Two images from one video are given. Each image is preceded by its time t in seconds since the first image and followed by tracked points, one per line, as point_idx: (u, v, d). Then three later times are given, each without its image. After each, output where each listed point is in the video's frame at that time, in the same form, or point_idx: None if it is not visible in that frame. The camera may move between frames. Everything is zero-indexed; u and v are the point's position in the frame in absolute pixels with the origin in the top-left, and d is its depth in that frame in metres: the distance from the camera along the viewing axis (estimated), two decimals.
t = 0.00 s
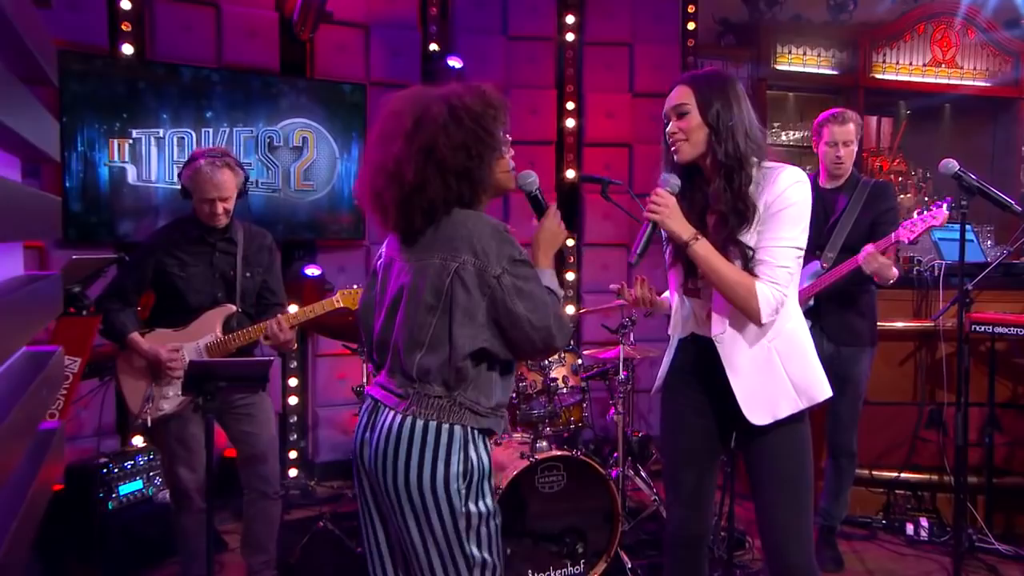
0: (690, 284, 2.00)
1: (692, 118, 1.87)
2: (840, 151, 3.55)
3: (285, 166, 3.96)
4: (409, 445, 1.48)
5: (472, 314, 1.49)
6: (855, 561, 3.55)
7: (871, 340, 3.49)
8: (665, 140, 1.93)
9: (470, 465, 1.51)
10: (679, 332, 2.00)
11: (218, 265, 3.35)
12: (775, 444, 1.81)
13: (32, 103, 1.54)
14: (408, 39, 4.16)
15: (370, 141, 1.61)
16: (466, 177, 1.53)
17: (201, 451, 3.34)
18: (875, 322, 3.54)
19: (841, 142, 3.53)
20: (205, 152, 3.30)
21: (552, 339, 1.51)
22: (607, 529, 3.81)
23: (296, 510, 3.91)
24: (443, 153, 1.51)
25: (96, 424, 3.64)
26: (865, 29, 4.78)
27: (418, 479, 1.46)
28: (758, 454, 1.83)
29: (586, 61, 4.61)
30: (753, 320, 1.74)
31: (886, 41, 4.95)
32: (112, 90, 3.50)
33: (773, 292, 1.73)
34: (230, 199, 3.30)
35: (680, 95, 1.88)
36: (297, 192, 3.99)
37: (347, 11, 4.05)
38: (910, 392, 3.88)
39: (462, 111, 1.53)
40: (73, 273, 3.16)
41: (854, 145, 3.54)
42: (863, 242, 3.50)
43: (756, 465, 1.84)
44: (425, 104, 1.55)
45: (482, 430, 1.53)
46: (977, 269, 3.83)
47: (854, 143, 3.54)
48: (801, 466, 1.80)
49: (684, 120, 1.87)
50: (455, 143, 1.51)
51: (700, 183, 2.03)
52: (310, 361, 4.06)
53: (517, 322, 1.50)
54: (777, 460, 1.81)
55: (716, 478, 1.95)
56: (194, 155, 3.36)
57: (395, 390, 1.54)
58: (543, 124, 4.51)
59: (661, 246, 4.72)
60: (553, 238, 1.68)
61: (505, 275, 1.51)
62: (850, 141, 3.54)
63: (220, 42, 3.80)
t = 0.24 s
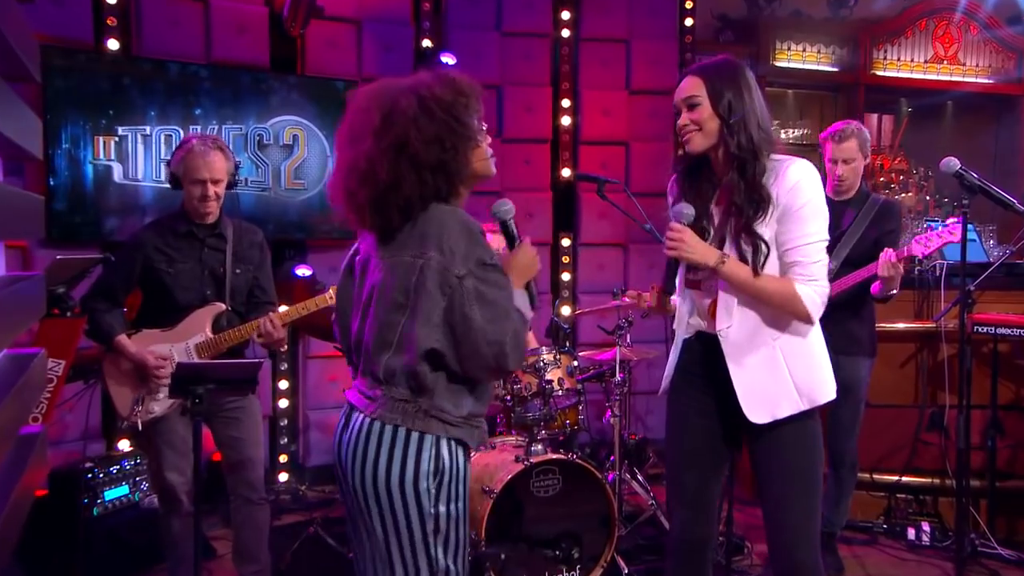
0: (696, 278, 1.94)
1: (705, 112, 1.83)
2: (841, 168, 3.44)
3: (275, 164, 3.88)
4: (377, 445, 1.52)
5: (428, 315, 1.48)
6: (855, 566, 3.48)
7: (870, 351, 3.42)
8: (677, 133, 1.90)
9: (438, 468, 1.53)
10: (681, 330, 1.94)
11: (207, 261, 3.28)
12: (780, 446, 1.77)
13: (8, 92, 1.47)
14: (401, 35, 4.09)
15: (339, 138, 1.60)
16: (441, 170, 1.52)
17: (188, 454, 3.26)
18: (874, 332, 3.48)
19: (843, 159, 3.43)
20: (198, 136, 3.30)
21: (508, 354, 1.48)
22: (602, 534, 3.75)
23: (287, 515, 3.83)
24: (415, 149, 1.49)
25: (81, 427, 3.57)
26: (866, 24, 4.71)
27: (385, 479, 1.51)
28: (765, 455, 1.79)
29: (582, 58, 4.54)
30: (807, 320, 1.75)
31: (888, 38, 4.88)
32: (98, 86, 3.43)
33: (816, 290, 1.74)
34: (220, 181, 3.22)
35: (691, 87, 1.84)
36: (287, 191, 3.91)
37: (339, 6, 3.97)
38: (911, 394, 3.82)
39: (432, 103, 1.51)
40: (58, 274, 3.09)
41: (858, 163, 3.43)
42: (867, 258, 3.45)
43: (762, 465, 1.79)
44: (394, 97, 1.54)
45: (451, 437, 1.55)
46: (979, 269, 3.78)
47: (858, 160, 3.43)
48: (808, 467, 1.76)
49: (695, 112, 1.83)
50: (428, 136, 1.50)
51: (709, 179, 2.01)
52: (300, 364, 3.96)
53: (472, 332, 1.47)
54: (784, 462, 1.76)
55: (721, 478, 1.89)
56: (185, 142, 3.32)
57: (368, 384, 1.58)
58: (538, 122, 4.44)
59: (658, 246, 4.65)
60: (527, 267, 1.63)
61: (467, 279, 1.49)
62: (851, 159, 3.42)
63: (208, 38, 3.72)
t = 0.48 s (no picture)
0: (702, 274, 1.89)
1: (719, 104, 1.79)
2: (836, 174, 3.37)
3: (266, 163, 3.81)
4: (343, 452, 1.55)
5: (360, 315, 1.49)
6: (856, 572, 3.41)
7: (872, 356, 3.36)
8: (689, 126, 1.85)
9: (408, 474, 1.52)
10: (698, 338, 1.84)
11: (189, 263, 3.21)
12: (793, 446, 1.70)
13: None
14: (393, 31, 4.01)
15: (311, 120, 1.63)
16: (411, 158, 1.54)
17: (176, 459, 3.18)
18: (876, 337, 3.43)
19: (839, 164, 3.36)
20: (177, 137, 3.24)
21: (425, 364, 1.44)
22: (598, 539, 3.68)
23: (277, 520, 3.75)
24: (386, 133, 1.53)
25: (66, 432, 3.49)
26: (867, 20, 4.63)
27: (358, 487, 1.51)
28: (777, 455, 1.72)
29: (578, 55, 4.48)
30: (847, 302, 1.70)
31: (889, 34, 4.81)
32: (82, 83, 3.36)
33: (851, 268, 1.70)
34: (201, 183, 3.17)
35: (704, 79, 1.80)
36: (277, 191, 3.84)
37: (331, 2, 3.90)
38: (913, 396, 3.76)
39: (407, 89, 1.55)
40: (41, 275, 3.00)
41: (854, 168, 3.35)
42: (868, 257, 3.38)
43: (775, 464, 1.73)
44: (372, 82, 1.57)
45: (412, 447, 1.53)
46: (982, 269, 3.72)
47: (855, 165, 3.36)
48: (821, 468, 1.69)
49: (711, 103, 1.79)
50: (400, 122, 1.53)
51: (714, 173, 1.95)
52: (291, 367, 3.87)
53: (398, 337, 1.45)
54: (796, 462, 1.70)
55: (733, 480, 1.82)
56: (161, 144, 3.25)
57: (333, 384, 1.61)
58: (533, 120, 4.37)
59: (655, 247, 4.58)
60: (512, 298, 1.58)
61: (401, 280, 1.47)
62: (848, 164, 3.35)
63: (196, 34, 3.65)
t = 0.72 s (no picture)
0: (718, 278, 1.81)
1: (740, 108, 1.74)
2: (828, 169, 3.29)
3: (255, 163, 3.73)
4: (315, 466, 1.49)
5: (320, 327, 1.44)
6: None
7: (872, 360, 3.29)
8: (703, 128, 1.79)
9: (384, 489, 1.47)
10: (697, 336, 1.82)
11: (173, 269, 3.17)
12: (819, 454, 1.63)
13: None
14: (386, 29, 3.94)
15: (289, 109, 1.57)
16: (393, 155, 1.50)
17: (161, 468, 3.10)
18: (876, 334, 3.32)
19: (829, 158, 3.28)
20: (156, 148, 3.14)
21: (381, 382, 1.39)
22: (595, 546, 3.60)
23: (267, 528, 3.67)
24: (369, 126, 1.48)
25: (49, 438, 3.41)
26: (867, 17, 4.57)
27: (336, 503, 1.45)
28: (801, 465, 1.65)
29: (574, 53, 4.40)
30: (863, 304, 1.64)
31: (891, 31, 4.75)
32: (66, 81, 3.28)
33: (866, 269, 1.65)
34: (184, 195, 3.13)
35: (725, 80, 1.75)
36: (267, 191, 3.77)
37: None
38: (915, 400, 3.69)
39: (394, 84, 1.50)
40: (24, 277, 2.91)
41: (845, 163, 3.27)
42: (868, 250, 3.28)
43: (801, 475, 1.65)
44: (357, 73, 1.52)
45: (383, 462, 1.46)
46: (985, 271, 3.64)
47: (848, 160, 3.28)
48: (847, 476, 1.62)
49: (732, 109, 1.74)
50: (385, 117, 1.48)
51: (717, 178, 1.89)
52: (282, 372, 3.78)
53: (357, 351, 1.40)
54: (824, 470, 1.62)
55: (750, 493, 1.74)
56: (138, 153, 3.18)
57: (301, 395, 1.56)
58: (528, 120, 4.30)
59: (653, 248, 4.50)
60: (490, 312, 1.56)
61: (363, 291, 1.42)
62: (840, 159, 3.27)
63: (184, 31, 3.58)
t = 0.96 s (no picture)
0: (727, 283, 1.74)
1: (766, 112, 1.71)
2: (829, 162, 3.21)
3: (245, 163, 3.66)
4: (302, 479, 1.42)
5: (305, 340, 1.39)
6: None
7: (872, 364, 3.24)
8: (725, 129, 1.73)
9: (376, 501, 1.40)
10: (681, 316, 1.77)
11: (161, 270, 3.10)
12: (832, 460, 1.58)
13: None
14: (378, 27, 3.87)
15: (274, 108, 1.51)
16: (381, 159, 1.44)
17: (149, 475, 3.04)
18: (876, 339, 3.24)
19: (828, 150, 3.20)
20: (145, 143, 3.10)
21: (365, 399, 1.33)
22: (592, 554, 3.53)
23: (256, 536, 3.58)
24: (357, 127, 1.42)
25: (33, 444, 3.34)
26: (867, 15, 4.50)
27: (326, 517, 1.38)
28: (813, 474, 1.60)
29: (571, 51, 4.33)
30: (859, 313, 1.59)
31: (894, 30, 4.68)
32: (51, 80, 3.21)
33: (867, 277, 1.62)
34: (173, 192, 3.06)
35: (755, 82, 1.70)
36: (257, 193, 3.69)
37: None
38: (918, 405, 3.63)
39: (383, 85, 1.45)
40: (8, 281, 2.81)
41: (846, 154, 3.18)
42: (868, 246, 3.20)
43: (815, 483, 1.60)
44: (345, 72, 1.47)
45: (373, 475, 1.40)
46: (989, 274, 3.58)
47: (849, 151, 3.19)
48: (859, 482, 1.59)
49: (761, 112, 1.70)
50: (373, 118, 1.43)
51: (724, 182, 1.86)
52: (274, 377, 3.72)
53: (342, 368, 1.35)
54: (839, 476, 1.58)
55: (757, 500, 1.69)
56: (127, 147, 3.13)
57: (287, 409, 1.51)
58: (523, 120, 4.24)
59: (651, 251, 4.43)
60: (479, 320, 1.52)
61: (350, 304, 1.37)
62: (841, 150, 3.19)
63: (172, 29, 3.51)
